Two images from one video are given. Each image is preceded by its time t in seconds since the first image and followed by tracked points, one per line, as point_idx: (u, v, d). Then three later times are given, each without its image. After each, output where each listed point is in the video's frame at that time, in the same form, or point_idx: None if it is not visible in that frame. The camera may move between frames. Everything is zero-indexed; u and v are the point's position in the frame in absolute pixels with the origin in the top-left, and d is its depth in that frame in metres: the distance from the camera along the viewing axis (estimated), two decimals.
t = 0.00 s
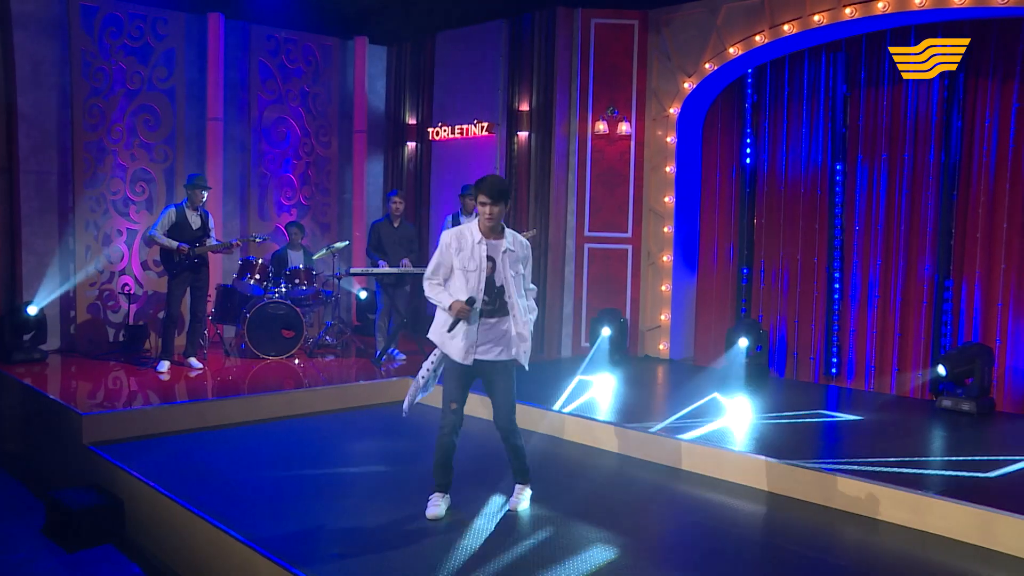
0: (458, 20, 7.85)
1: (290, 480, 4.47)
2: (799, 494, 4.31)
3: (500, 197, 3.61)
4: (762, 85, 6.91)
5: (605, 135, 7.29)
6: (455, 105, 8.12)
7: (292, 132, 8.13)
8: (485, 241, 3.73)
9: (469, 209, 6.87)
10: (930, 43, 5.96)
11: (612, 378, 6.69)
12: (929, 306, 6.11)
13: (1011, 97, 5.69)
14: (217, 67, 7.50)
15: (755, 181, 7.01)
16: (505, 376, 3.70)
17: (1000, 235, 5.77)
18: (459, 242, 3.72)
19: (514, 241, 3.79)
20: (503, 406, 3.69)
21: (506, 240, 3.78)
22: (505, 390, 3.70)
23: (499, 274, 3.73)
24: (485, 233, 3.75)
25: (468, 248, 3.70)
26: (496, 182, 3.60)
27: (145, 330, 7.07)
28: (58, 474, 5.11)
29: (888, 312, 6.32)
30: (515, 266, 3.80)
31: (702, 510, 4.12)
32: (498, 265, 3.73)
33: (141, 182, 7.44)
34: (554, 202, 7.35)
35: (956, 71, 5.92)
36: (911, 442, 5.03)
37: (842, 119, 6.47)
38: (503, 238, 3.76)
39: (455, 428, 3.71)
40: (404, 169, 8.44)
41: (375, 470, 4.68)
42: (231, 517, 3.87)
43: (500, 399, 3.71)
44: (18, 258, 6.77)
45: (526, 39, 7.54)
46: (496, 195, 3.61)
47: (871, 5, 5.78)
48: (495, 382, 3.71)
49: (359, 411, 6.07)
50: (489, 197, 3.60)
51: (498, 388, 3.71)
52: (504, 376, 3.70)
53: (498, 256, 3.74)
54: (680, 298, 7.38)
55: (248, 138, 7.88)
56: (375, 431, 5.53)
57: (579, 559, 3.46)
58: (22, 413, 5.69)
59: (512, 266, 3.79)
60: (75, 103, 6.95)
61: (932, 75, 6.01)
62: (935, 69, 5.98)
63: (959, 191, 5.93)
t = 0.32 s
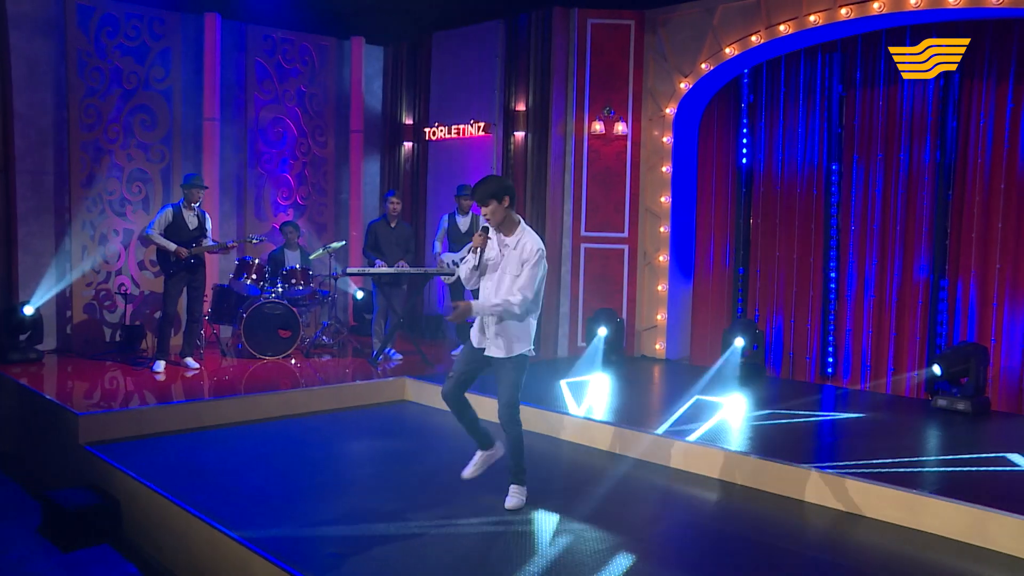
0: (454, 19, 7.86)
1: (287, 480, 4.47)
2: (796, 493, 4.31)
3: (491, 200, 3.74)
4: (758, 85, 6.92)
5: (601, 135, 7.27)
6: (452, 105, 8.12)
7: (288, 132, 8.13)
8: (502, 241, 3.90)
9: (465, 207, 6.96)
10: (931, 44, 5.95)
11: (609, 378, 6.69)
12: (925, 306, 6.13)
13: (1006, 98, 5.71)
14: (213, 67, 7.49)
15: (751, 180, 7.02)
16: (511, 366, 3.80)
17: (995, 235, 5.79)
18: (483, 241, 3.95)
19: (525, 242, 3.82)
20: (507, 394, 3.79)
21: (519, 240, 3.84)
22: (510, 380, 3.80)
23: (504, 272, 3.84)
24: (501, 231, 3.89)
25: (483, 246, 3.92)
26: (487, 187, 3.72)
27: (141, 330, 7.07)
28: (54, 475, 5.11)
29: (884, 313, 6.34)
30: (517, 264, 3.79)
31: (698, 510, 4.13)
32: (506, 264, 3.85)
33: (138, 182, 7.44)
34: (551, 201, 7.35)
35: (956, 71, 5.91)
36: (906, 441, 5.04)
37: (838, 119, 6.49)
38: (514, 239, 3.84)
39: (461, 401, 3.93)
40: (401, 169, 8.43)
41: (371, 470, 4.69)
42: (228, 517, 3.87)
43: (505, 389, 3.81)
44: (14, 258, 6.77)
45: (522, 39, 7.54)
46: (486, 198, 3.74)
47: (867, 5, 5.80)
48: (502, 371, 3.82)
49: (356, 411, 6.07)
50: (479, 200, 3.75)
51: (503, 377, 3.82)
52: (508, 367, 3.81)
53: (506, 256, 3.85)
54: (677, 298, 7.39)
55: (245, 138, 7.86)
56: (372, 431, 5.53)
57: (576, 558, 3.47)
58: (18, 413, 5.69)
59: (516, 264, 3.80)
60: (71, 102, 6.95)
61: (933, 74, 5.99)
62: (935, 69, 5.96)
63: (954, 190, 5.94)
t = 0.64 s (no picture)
0: (455, 19, 7.84)
1: (287, 481, 4.46)
2: (797, 493, 4.30)
3: (503, 205, 3.84)
4: (760, 85, 6.91)
5: (602, 135, 7.26)
6: (453, 105, 8.10)
7: (289, 132, 8.11)
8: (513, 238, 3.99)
9: (464, 209, 6.90)
10: (928, 43, 5.97)
11: (611, 378, 6.68)
12: (927, 306, 6.11)
13: (1008, 98, 5.70)
14: (213, 68, 7.47)
15: (753, 180, 7.01)
16: (512, 363, 3.84)
17: (997, 235, 5.78)
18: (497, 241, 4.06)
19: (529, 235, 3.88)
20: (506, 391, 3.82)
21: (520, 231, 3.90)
22: (512, 377, 3.84)
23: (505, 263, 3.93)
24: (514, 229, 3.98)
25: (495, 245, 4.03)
26: (497, 192, 3.82)
27: (141, 331, 7.05)
28: (55, 476, 5.09)
29: (887, 314, 6.32)
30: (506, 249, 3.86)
31: (700, 510, 4.11)
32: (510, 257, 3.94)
33: (138, 183, 7.43)
34: (552, 202, 7.33)
35: (955, 72, 5.91)
36: (908, 442, 5.03)
37: (840, 119, 6.47)
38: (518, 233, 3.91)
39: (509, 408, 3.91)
40: (401, 169, 8.41)
41: (372, 470, 4.68)
42: (229, 518, 3.86)
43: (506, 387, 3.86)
44: (14, 258, 6.75)
45: (523, 40, 7.51)
46: (498, 202, 3.84)
47: (869, 5, 5.79)
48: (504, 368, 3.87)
49: (356, 412, 6.05)
50: (491, 203, 3.86)
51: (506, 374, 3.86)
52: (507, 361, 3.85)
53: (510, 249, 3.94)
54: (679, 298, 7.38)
55: (245, 138, 7.84)
56: (373, 432, 5.52)
57: (578, 559, 3.46)
58: (18, 414, 5.68)
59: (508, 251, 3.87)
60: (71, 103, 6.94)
61: (932, 74, 6.00)
62: (936, 69, 5.97)
63: (957, 190, 5.93)
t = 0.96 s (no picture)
0: (446, 15, 7.76)
1: (281, 484, 4.39)
2: (797, 495, 4.25)
3: (510, 208, 3.86)
4: (754, 84, 6.87)
5: (595, 133, 7.21)
6: (443, 103, 8.02)
7: (278, 130, 8.01)
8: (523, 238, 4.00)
9: (456, 207, 6.81)
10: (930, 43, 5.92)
11: (604, 378, 6.63)
12: (922, 305, 6.08)
13: (1003, 96, 5.68)
14: (201, 65, 7.36)
15: (747, 179, 6.97)
16: (524, 363, 3.88)
17: (992, 234, 5.76)
18: (507, 241, 4.08)
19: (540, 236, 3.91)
20: (501, 375, 4.00)
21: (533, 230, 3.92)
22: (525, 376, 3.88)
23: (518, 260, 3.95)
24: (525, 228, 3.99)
25: (504, 246, 4.04)
26: (503, 196, 3.84)
27: (129, 330, 6.96)
28: (41, 480, 5.00)
29: (881, 313, 6.30)
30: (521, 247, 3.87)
31: (699, 511, 4.07)
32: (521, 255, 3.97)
33: (125, 181, 7.32)
34: (544, 200, 7.27)
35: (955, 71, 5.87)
36: (904, 443, 5.01)
37: (834, 118, 6.44)
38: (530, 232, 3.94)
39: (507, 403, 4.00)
40: (392, 167, 8.34)
41: (365, 473, 4.61)
42: (220, 523, 3.78)
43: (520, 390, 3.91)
44: None
45: (515, 38, 7.45)
46: (505, 206, 3.87)
47: (864, 3, 5.76)
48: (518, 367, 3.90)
49: (348, 412, 5.98)
50: (499, 206, 3.89)
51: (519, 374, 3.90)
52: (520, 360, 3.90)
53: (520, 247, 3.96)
54: (672, 296, 7.33)
55: (234, 135, 7.74)
56: (365, 433, 5.45)
57: (576, 562, 3.41)
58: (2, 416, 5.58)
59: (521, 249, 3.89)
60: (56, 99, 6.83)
61: (933, 75, 5.95)
62: (935, 69, 5.92)
63: (951, 189, 5.91)
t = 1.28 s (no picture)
0: (423, 9, 7.63)
1: (263, 489, 4.27)
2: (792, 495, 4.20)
3: (503, 203, 3.86)
4: (735, 79, 6.83)
5: (575, 129, 7.11)
6: (419, 98, 7.88)
7: (251, 125, 7.85)
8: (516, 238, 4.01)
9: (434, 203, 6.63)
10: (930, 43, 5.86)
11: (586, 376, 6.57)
12: (905, 302, 6.07)
13: (984, 93, 5.69)
14: (172, 58, 7.17)
15: (728, 175, 6.94)
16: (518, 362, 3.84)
17: (974, 231, 5.77)
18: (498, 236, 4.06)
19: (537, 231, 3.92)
20: (486, 373, 3.97)
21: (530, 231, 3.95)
22: (523, 376, 3.83)
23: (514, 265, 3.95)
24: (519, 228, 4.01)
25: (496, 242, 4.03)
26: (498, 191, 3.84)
27: (97, 331, 6.76)
28: (8, 487, 4.82)
29: (864, 309, 6.27)
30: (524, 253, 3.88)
31: (693, 513, 4.00)
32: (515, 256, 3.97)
33: (93, 177, 7.11)
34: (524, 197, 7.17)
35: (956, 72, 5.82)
36: (892, 441, 4.98)
37: (816, 114, 6.41)
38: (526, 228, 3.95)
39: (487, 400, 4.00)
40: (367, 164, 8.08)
41: (349, 477, 4.49)
42: (200, 530, 3.65)
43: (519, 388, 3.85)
44: None
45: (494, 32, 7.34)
46: (498, 201, 3.86)
47: None
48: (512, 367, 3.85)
49: (326, 414, 5.85)
50: (492, 203, 3.88)
51: (514, 375, 3.86)
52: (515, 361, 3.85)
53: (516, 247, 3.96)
54: (653, 293, 7.28)
55: (206, 131, 7.56)
56: (345, 435, 5.32)
57: (572, 566, 3.32)
58: None
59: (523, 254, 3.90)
60: (19, 92, 6.61)
61: (933, 75, 5.89)
62: (936, 69, 5.86)
63: (934, 185, 5.91)
